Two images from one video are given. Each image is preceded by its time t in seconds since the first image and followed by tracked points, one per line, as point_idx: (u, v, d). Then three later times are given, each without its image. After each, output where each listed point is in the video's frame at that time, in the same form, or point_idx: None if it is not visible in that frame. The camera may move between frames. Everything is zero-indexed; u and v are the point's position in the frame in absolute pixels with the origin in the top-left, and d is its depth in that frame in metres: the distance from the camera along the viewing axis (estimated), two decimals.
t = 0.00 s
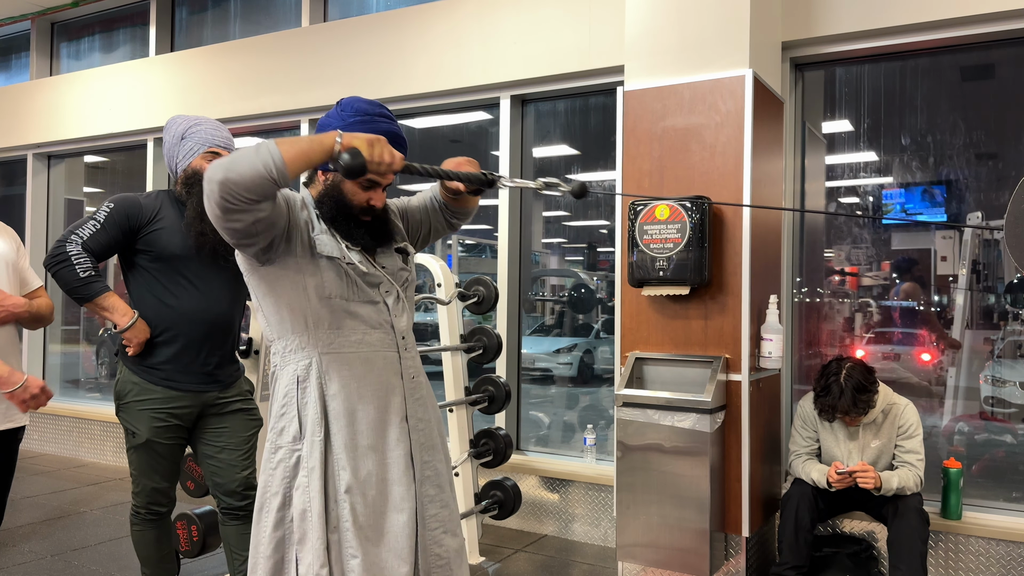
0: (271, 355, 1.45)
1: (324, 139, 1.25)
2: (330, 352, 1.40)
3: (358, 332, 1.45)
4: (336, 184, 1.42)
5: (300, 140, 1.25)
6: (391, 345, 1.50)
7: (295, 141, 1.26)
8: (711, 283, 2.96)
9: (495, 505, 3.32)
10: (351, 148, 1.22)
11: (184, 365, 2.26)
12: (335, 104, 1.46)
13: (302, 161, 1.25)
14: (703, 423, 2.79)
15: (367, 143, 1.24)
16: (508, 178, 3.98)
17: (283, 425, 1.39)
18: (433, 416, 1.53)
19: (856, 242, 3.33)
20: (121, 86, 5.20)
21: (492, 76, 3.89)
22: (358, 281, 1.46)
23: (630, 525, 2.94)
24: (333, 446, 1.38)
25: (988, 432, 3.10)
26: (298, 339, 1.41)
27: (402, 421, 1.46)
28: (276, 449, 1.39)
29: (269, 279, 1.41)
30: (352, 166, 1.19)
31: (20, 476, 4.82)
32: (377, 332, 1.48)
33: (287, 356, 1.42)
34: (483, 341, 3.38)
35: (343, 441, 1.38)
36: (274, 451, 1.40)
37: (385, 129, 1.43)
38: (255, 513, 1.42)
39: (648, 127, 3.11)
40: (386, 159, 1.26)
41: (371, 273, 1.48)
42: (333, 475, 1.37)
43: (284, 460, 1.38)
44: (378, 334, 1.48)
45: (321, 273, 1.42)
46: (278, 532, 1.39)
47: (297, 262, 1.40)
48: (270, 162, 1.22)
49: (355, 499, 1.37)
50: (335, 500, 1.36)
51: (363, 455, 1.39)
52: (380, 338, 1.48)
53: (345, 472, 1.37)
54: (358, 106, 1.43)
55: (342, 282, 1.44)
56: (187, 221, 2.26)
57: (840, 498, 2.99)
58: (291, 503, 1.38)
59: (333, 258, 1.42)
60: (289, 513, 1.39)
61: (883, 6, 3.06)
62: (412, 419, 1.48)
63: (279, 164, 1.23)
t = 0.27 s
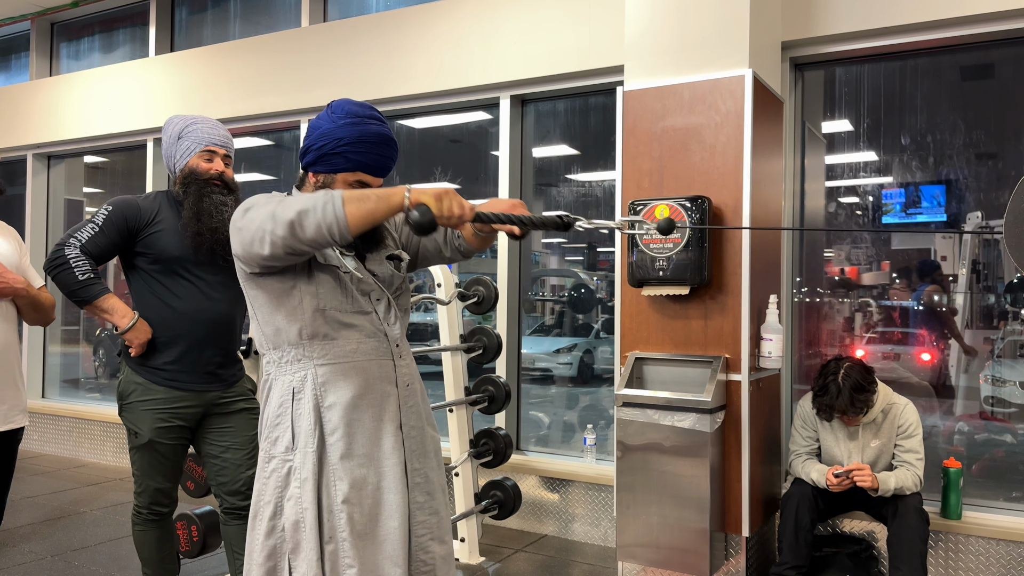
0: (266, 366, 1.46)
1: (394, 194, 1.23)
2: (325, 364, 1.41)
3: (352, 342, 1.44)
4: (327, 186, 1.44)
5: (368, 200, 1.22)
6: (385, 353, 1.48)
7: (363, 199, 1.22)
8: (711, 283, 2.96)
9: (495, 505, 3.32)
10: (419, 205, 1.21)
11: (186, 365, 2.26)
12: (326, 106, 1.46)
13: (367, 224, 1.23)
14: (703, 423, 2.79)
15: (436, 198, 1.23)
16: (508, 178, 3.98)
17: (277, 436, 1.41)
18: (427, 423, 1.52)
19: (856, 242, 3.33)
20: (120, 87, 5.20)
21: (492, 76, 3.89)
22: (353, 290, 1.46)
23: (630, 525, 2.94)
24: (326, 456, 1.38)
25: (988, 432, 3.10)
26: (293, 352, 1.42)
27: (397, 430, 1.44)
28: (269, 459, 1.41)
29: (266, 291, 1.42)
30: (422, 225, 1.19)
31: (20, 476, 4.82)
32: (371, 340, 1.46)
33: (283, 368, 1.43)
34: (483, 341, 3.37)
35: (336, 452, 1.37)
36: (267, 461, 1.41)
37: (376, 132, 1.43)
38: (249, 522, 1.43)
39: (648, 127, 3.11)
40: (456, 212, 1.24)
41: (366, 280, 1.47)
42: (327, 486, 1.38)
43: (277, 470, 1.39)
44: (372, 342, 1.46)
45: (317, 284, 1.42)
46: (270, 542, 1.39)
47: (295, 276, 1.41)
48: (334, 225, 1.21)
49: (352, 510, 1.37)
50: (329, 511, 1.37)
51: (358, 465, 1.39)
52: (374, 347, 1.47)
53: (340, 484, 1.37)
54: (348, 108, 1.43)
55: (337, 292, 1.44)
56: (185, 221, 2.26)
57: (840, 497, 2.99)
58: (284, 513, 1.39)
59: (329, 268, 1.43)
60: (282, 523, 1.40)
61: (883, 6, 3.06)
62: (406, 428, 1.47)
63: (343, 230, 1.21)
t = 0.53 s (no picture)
0: (265, 368, 1.46)
1: (430, 230, 1.23)
2: (323, 366, 1.40)
3: (351, 344, 1.43)
4: (322, 185, 1.44)
5: (404, 233, 1.23)
6: (384, 357, 1.47)
7: (399, 233, 1.23)
8: (711, 283, 2.96)
9: (495, 505, 3.32)
10: (456, 244, 1.22)
11: (188, 365, 2.26)
12: (318, 106, 1.46)
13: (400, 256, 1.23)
14: (703, 423, 2.79)
15: (470, 235, 1.25)
16: (508, 178, 3.99)
17: (274, 438, 1.40)
18: (423, 426, 1.52)
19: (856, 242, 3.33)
20: (121, 87, 5.20)
21: (492, 77, 3.89)
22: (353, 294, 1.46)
23: (630, 525, 2.94)
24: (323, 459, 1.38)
25: (988, 432, 3.10)
26: (292, 354, 1.42)
27: (393, 433, 1.44)
28: (266, 461, 1.41)
29: (265, 294, 1.42)
30: (460, 263, 1.21)
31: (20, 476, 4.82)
32: (370, 343, 1.46)
33: (281, 371, 1.43)
34: (483, 341, 3.37)
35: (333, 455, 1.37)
36: (264, 463, 1.41)
37: (369, 127, 1.43)
38: (246, 524, 1.43)
39: (648, 128, 3.11)
40: (493, 249, 1.26)
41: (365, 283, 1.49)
42: (324, 488, 1.38)
43: (273, 472, 1.39)
44: (371, 345, 1.46)
45: (317, 287, 1.42)
46: (266, 543, 1.39)
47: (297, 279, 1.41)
48: (369, 257, 1.23)
49: (348, 513, 1.37)
50: (325, 513, 1.37)
51: (354, 468, 1.39)
52: (373, 349, 1.46)
53: (338, 486, 1.37)
54: (341, 106, 1.43)
55: (338, 296, 1.44)
56: (186, 221, 2.26)
57: (840, 497, 2.98)
58: (279, 516, 1.39)
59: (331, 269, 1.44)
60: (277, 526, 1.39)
61: (883, 6, 3.06)
62: (402, 430, 1.47)
63: (376, 261, 1.23)
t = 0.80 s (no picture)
0: (260, 367, 1.46)
1: (429, 218, 1.22)
2: (319, 365, 1.40)
3: (347, 345, 1.43)
4: (317, 181, 1.44)
5: (403, 221, 1.21)
6: (379, 357, 1.48)
7: (397, 222, 1.21)
8: (711, 283, 2.96)
9: (495, 505, 3.32)
10: (453, 230, 1.20)
11: (189, 364, 2.26)
12: (309, 104, 1.46)
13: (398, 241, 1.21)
14: (703, 423, 2.79)
15: (468, 220, 1.22)
16: (508, 178, 3.99)
17: (269, 437, 1.40)
18: (419, 428, 1.53)
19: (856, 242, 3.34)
20: (121, 87, 5.20)
21: (492, 76, 3.89)
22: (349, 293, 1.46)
23: (630, 525, 2.94)
24: (319, 459, 1.38)
25: (988, 432, 3.10)
26: (287, 353, 1.41)
27: (389, 434, 1.44)
28: (261, 461, 1.40)
29: (263, 291, 1.43)
30: (458, 249, 1.20)
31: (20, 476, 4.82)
32: (365, 343, 1.46)
33: (275, 370, 1.42)
34: (483, 341, 3.37)
35: (328, 454, 1.37)
36: (259, 462, 1.41)
37: (360, 122, 1.43)
38: (239, 523, 1.42)
39: (648, 127, 3.11)
40: (491, 234, 1.22)
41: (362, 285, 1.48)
42: (320, 487, 1.37)
43: (268, 472, 1.39)
44: (366, 346, 1.46)
45: (313, 287, 1.43)
46: (262, 543, 1.39)
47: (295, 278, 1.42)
48: (368, 243, 1.21)
49: (344, 513, 1.37)
50: (321, 513, 1.37)
51: (349, 467, 1.39)
52: (368, 350, 1.46)
53: (335, 487, 1.37)
54: (331, 103, 1.43)
55: (333, 295, 1.44)
56: (186, 222, 2.26)
57: (840, 497, 2.98)
58: (274, 515, 1.38)
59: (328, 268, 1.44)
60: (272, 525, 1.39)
61: (883, 6, 3.06)
62: (397, 431, 1.47)
63: (374, 249, 1.22)
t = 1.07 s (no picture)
0: (268, 356, 1.46)
1: (349, 139, 1.24)
2: (326, 353, 1.40)
3: (354, 336, 1.45)
4: (319, 182, 1.43)
5: (324, 141, 1.23)
6: (385, 350, 1.50)
7: (318, 141, 1.23)
8: (711, 283, 2.96)
9: (495, 505, 3.32)
10: (374, 145, 1.22)
11: (190, 363, 2.26)
12: (311, 104, 1.46)
13: (323, 161, 1.22)
14: (703, 423, 2.79)
15: (389, 141, 1.24)
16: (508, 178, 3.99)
17: (279, 425, 1.40)
18: (426, 422, 1.53)
19: (856, 242, 3.34)
20: (121, 87, 5.20)
21: (492, 76, 3.89)
22: (355, 284, 1.46)
23: (630, 525, 2.94)
24: (327, 447, 1.37)
25: (988, 432, 3.10)
26: (294, 340, 1.41)
27: (396, 425, 1.45)
28: (271, 449, 1.41)
29: (267, 278, 1.41)
30: (380, 163, 1.20)
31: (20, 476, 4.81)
32: (372, 336, 1.48)
33: (284, 357, 1.42)
34: (483, 341, 3.37)
35: (336, 442, 1.37)
36: (269, 450, 1.41)
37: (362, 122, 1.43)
38: (250, 512, 1.43)
39: (648, 127, 3.11)
40: (412, 156, 1.25)
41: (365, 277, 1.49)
42: (328, 475, 1.37)
43: (278, 460, 1.39)
44: (373, 338, 1.48)
45: (319, 274, 1.42)
46: (272, 532, 1.39)
47: (298, 264, 1.41)
48: (290, 159, 1.20)
49: (350, 502, 1.37)
50: (329, 502, 1.37)
51: (357, 456, 1.39)
52: (375, 342, 1.48)
53: (341, 474, 1.36)
54: (333, 103, 1.43)
55: (339, 284, 1.44)
56: (183, 218, 2.27)
57: (840, 498, 2.98)
58: (284, 503, 1.39)
59: (329, 260, 1.43)
60: (282, 513, 1.40)
61: (883, 6, 3.06)
62: (405, 423, 1.48)
63: (299, 164, 1.20)
